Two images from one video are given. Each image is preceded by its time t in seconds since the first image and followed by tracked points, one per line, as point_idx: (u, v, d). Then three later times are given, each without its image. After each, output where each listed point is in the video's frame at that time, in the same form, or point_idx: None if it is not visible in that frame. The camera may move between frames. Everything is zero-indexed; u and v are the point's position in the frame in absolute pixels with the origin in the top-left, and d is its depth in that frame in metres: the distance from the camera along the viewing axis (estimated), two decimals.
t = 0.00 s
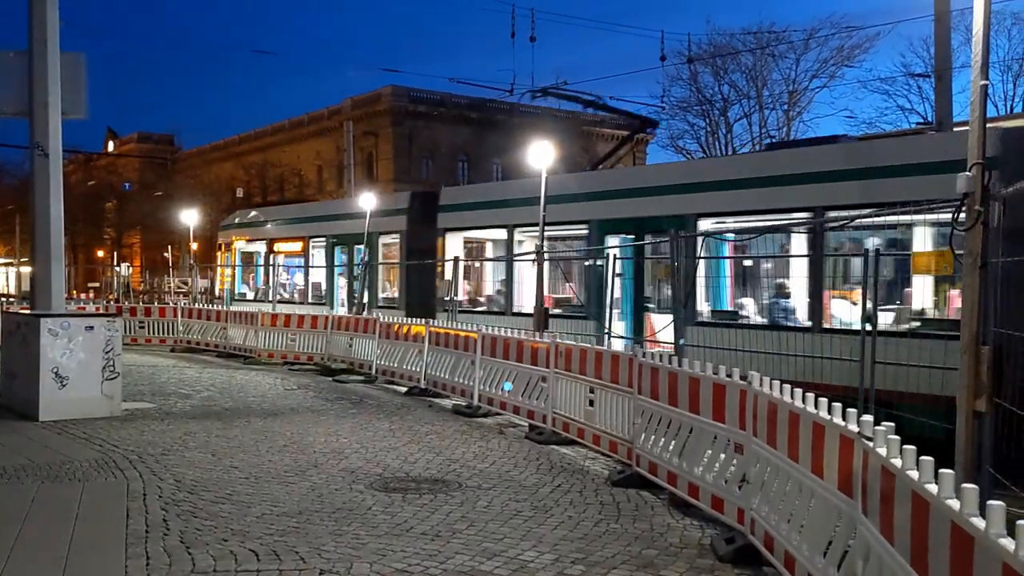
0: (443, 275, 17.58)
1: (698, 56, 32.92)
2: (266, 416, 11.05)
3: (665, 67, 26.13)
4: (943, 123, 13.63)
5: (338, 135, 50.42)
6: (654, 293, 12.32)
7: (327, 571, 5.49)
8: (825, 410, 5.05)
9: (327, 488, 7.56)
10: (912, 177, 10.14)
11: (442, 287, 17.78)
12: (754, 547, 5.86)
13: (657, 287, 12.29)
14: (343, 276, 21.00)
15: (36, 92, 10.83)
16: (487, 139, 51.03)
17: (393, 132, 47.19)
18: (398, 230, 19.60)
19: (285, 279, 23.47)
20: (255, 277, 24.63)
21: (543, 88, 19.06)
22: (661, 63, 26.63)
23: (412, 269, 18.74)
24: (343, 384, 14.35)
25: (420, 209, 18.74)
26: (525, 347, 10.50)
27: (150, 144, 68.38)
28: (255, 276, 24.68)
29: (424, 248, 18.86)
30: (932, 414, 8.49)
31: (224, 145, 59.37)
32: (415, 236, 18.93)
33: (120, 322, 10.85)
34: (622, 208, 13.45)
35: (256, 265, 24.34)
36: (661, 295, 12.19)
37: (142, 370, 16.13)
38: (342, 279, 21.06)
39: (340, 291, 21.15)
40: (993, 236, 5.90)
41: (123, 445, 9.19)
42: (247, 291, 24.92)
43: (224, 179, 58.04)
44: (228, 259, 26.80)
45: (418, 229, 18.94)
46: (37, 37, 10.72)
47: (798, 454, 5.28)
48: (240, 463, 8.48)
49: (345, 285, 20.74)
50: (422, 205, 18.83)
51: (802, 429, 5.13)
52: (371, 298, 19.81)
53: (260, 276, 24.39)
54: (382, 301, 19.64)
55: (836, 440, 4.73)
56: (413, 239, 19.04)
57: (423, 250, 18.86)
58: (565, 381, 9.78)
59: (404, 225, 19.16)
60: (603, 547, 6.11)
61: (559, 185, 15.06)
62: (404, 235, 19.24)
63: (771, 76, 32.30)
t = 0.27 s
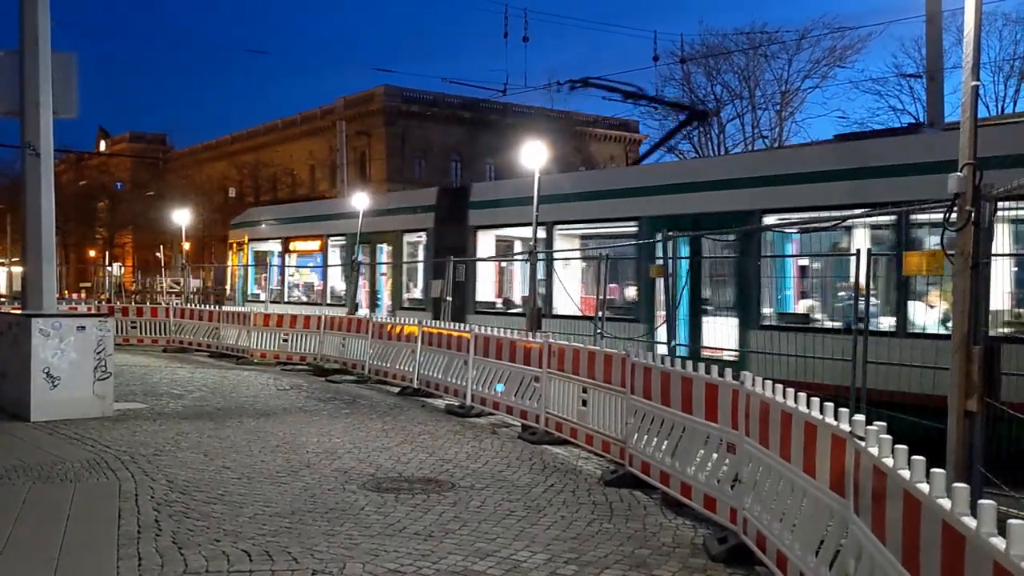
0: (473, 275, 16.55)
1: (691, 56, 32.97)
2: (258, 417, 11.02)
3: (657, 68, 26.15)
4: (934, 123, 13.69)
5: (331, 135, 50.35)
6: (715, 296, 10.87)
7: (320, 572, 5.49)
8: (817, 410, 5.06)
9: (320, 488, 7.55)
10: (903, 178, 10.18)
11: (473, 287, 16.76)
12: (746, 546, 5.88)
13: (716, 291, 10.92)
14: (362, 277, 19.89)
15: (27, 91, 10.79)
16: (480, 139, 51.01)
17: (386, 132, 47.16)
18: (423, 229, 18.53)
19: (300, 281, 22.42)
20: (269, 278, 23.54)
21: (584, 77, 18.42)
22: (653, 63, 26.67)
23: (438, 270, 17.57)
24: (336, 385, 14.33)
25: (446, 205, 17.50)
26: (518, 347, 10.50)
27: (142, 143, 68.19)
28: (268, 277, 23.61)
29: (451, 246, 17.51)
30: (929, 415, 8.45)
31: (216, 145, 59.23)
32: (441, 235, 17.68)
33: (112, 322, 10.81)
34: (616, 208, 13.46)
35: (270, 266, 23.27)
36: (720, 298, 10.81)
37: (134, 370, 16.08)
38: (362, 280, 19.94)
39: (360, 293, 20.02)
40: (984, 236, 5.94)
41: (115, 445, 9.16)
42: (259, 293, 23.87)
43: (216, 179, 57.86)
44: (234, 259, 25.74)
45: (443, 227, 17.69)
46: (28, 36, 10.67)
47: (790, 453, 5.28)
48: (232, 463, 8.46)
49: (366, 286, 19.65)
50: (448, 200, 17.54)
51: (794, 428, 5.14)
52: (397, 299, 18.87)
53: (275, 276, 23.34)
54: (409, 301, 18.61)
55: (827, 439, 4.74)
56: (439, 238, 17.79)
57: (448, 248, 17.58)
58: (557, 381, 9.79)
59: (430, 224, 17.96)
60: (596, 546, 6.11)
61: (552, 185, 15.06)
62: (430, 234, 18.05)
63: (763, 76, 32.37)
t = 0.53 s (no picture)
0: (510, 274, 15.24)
1: (685, 56, 33.01)
2: (252, 417, 11.00)
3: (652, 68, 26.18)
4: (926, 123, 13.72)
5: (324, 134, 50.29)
6: (784, 297, 10.03)
7: (313, 572, 5.48)
8: (810, 410, 5.06)
9: (313, 489, 7.53)
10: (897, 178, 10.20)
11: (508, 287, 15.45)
12: (739, 546, 5.89)
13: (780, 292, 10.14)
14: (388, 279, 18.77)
15: (20, 90, 10.76)
16: (474, 139, 50.98)
17: (380, 132, 47.13)
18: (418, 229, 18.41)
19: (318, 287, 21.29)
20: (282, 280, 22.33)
21: (631, 67, 18.14)
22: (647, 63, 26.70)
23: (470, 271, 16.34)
24: (330, 385, 14.31)
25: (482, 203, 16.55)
26: (512, 347, 10.49)
27: (135, 143, 68.01)
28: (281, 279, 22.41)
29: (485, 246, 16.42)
30: (919, 415, 8.50)
31: (209, 145, 59.11)
32: (476, 234, 16.69)
33: (105, 322, 10.78)
34: (610, 208, 13.47)
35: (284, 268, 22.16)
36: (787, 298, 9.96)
37: (127, 371, 16.03)
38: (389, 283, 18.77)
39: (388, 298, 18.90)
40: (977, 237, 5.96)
41: (108, 445, 9.14)
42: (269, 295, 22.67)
43: (210, 179, 57.74)
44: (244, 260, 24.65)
45: (478, 225, 16.74)
46: (20, 34, 10.63)
47: (784, 453, 5.29)
48: (225, 464, 8.45)
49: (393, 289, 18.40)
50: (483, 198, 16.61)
51: (787, 428, 5.15)
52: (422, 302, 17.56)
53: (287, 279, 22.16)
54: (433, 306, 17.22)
55: (820, 440, 4.75)
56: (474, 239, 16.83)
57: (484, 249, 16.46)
58: (551, 381, 9.79)
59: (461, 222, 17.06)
60: (589, 547, 6.11)
61: (546, 185, 15.06)
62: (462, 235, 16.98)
63: (757, 76, 32.42)
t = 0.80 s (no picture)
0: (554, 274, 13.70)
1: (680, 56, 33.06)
2: (246, 417, 10.98)
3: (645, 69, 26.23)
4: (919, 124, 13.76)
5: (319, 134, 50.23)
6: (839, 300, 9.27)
7: (307, 573, 5.47)
8: (804, 410, 5.07)
9: (307, 489, 7.52)
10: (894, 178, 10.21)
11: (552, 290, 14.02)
12: (734, 547, 5.89)
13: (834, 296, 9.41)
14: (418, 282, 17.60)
15: (13, 90, 10.73)
16: (469, 139, 50.97)
17: (374, 131, 47.11)
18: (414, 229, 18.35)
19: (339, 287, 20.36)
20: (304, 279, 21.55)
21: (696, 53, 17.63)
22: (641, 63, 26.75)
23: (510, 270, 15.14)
24: (324, 385, 14.29)
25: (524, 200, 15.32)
26: (506, 347, 10.49)
27: (129, 142, 67.84)
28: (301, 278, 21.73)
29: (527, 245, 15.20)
30: (912, 416, 8.52)
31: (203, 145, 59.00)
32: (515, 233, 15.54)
33: (98, 322, 10.75)
34: (605, 208, 13.47)
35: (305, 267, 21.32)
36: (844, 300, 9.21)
37: (121, 371, 15.99)
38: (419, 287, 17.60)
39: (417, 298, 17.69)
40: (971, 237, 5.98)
41: (102, 446, 9.11)
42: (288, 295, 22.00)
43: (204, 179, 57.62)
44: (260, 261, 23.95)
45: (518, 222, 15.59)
46: (13, 32, 10.57)
47: (778, 453, 5.30)
48: (219, 464, 8.43)
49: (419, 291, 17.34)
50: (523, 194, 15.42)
51: (781, 428, 5.16)
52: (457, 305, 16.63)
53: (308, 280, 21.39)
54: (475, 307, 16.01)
55: (814, 440, 4.76)
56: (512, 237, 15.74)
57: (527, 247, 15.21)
58: (545, 381, 9.79)
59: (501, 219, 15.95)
60: (583, 547, 6.11)
61: (541, 185, 15.06)
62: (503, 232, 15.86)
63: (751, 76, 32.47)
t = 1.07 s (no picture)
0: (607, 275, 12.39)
1: (675, 56, 33.09)
2: (240, 418, 10.96)
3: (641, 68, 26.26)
4: (914, 125, 13.79)
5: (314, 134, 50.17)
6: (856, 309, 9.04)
7: (302, 573, 5.47)
8: (798, 410, 5.08)
9: (302, 489, 7.51)
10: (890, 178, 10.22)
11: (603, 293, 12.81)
12: (729, 546, 5.90)
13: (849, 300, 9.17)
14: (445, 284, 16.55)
15: (7, 89, 10.71)
16: (464, 139, 50.95)
17: (370, 131, 47.09)
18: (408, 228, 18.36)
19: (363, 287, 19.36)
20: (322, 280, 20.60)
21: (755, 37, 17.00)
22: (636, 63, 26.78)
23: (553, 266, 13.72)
24: (319, 385, 14.28)
25: (571, 196, 14.02)
26: (501, 347, 10.49)
27: (124, 142, 67.69)
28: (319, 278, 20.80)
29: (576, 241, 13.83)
30: (908, 419, 8.54)
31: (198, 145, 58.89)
32: (562, 229, 14.26)
33: (93, 322, 10.72)
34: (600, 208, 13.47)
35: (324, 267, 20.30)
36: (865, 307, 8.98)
37: (115, 371, 15.95)
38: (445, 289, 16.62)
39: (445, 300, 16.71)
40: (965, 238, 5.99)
41: (96, 446, 9.10)
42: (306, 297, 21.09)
43: (199, 178, 57.52)
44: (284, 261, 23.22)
45: (566, 218, 14.31)
46: (6, 30, 10.52)
47: (772, 453, 5.30)
48: (214, 464, 8.42)
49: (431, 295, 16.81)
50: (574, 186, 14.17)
51: (776, 428, 5.16)
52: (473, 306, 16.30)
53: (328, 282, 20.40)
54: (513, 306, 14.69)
55: (809, 440, 4.76)
56: (558, 236, 14.55)
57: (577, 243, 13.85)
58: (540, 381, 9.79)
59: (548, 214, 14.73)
60: (578, 547, 6.11)
61: (537, 185, 15.06)
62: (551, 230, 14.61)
63: (746, 77, 32.52)
